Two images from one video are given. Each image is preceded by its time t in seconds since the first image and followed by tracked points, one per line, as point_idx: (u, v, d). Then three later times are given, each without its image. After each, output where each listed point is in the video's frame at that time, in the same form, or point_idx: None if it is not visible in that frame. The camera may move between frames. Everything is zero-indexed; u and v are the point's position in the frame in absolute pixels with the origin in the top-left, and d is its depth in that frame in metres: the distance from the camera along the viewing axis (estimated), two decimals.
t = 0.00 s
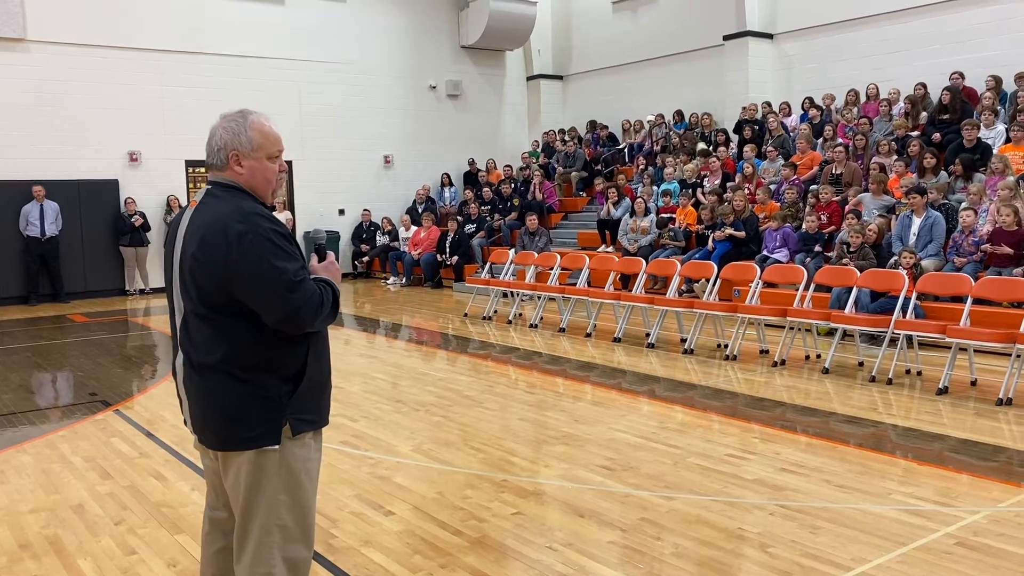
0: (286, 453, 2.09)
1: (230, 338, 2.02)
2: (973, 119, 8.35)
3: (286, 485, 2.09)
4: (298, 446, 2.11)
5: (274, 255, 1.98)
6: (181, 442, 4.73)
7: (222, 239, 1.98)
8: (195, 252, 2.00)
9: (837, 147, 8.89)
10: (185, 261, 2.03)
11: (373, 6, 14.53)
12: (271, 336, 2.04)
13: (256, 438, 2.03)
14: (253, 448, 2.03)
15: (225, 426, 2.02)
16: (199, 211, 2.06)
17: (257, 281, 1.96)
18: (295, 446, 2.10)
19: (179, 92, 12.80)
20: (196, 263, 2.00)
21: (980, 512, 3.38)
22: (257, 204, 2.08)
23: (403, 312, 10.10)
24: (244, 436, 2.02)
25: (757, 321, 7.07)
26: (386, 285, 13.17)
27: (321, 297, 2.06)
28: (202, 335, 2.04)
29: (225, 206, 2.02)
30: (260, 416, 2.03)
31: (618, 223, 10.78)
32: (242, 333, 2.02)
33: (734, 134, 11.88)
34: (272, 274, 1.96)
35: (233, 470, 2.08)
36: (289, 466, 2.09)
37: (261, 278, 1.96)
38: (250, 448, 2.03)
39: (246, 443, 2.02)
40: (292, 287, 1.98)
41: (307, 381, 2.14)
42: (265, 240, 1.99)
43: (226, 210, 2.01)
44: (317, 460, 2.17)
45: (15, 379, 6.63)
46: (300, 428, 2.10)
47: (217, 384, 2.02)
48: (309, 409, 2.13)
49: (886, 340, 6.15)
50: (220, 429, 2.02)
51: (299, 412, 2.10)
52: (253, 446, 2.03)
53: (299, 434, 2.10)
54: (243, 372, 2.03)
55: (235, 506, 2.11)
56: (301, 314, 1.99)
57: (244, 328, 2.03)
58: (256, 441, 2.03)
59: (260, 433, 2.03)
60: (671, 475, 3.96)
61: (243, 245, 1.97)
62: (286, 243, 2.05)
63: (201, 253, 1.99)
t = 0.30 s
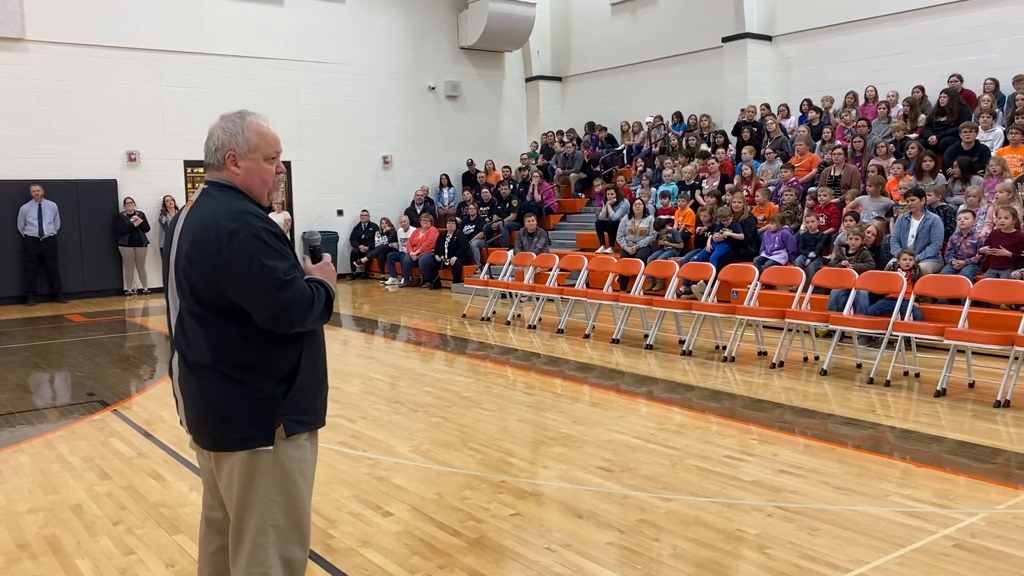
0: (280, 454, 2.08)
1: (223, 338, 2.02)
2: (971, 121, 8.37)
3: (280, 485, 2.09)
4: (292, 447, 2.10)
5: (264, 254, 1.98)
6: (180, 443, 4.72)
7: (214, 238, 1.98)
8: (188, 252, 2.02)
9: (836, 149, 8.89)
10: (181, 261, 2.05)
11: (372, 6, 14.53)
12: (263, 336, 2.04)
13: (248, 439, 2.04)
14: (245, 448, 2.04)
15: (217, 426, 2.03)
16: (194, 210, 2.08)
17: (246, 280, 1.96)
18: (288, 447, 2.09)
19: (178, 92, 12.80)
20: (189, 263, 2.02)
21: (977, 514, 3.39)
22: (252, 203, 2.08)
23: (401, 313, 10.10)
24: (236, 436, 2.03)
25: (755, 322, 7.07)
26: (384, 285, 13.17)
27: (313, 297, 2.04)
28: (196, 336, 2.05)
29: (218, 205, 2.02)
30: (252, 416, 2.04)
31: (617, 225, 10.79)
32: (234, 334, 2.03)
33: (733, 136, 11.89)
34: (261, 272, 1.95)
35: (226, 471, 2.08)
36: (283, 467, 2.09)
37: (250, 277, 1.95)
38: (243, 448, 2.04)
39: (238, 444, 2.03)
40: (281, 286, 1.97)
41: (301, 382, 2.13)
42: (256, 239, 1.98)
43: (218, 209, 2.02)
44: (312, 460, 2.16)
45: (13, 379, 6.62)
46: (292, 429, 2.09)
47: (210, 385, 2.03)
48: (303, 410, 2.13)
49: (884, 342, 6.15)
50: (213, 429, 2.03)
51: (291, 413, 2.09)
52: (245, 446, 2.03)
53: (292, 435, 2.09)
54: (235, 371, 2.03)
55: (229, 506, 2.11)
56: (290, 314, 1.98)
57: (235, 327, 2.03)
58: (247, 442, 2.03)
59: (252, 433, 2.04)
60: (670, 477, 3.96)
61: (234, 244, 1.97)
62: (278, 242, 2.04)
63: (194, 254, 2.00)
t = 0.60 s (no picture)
0: (273, 454, 2.08)
1: (219, 337, 2.02)
2: (968, 123, 8.39)
3: (274, 485, 2.09)
4: (285, 446, 2.10)
5: (259, 252, 1.97)
6: (177, 442, 4.72)
7: (210, 237, 1.98)
8: (185, 252, 2.02)
9: (833, 151, 8.92)
10: (177, 261, 2.05)
11: (370, 6, 14.53)
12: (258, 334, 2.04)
13: (243, 438, 2.03)
14: (238, 448, 2.03)
15: (212, 425, 2.02)
16: (190, 211, 2.08)
17: (242, 278, 1.95)
18: (282, 447, 2.09)
19: (176, 91, 12.79)
20: (186, 262, 2.02)
21: (974, 515, 3.39)
22: (246, 201, 2.08)
23: (399, 313, 10.09)
24: (231, 436, 2.03)
25: (753, 323, 7.07)
26: (382, 286, 13.16)
27: (309, 294, 2.04)
28: (192, 335, 2.05)
29: (213, 204, 2.03)
30: (246, 416, 2.03)
31: (615, 225, 10.80)
32: (230, 333, 2.02)
33: (730, 137, 11.90)
34: (257, 271, 1.95)
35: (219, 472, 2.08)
36: (277, 467, 2.08)
37: (246, 274, 1.95)
38: (236, 448, 2.04)
39: (232, 443, 2.03)
40: (276, 283, 1.96)
41: (296, 381, 2.12)
42: (251, 237, 1.98)
43: (214, 209, 2.02)
44: (306, 459, 2.16)
45: (10, 379, 6.61)
46: (287, 428, 2.09)
47: (206, 384, 2.03)
48: (298, 409, 2.12)
49: (881, 343, 6.16)
50: (207, 429, 2.03)
51: (286, 412, 2.09)
52: (239, 446, 2.03)
53: (286, 435, 2.09)
54: (230, 371, 2.03)
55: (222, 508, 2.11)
56: (286, 312, 1.97)
57: (231, 326, 2.03)
58: (242, 441, 2.03)
59: (246, 433, 2.03)
60: (667, 478, 3.97)
61: (229, 242, 1.97)
62: (274, 240, 2.04)
63: (190, 253, 2.00)
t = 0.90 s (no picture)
0: (275, 448, 2.08)
1: (210, 340, 2.03)
2: (965, 124, 8.40)
3: (279, 479, 2.09)
4: (287, 440, 2.10)
5: (244, 258, 1.97)
6: (173, 442, 4.71)
7: (197, 243, 1.99)
8: (174, 257, 2.03)
9: (830, 151, 8.93)
10: (167, 265, 2.06)
11: (367, 5, 14.52)
12: (249, 336, 2.03)
13: (240, 435, 2.03)
14: (238, 444, 2.03)
15: (207, 425, 2.03)
16: (179, 214, 2.08)
17: (227, 284, 1.95)
18: (283, 441, 2.09)
19: (173, 90, 12.77)
20: (175, 267, 2.03)
21: (970, 516, 3.40)
22: (234, 205, 2.07)
23: (396, 313, 10.08)
24: (227, 433, 2.02)
25: (750, 324, 7.08)
26: (378, 285, 13.14)
27: (296, 297, 2.03)
28: (184, 338, 2.06)
29: (199, 210, 2.03)
30: (243, 414, 2.03)
31: (612, 225, 10.80)
32: (220, 335, 2.02)
33: (727, 138, 11.92)
34: (242, 277, 1.95)
35: (221, 468, 2.08)
36: (280, 460, 2.08)
37: (231, 281, 1.95)
38: (237, 444, 2.03)
39: (231, 440, 2.02)
40: (261, 289, 1.95)
41: (292, 379, 2.11)
42: (236, 243, 1.97)
43: (200, 214, 2.02)
44: (309, 451, 2.16)
45: (5, 378, 6.59)
46: (287, 423, 2.08)
47: (200, 384, 2.03)
48: (297, 405, 2.11)
49: (878, 344, 6.16)
50: (205, 428, 2.03)
51: (284, 409, 2.08)
52: (238, 442, 2.03)
53: (286, 429, 2.08)
54: (223, 372, 2.03)
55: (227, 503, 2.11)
56: (272, 316, 1.96)
57: (221, 329, 2.03)
58: (240, 438, 2.03)
59: (243, 430, 2.03)
60: (664, 478, 3.97)
61: (215, 248, 1.97)
62: (259, 244, 2.03)
63: (179, 258, 2.01)
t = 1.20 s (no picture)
0: (255, 443, 2.07)
1: (190, 333, 2.03)
2: (960, 125, 8.42)
3: (265, 473, 2.08)
4: (269, 434, 2.09)
5: (223, 250, 1.97)
6: (169, 440, 4.70)
7: (180, 235, 2.00)
8: (159, 250, 2.05)
9: (826, 151, 8.95)
10: (153, 259, 2.08)
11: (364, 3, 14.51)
12: (228, 330, 2.03)
13: (219, 432, 2.03)
14: (217, 441, 2.03)
15: (187, 419, 2.03)
16: (168, 208, 2.10)
17: (205, 275, 1.96)
18: (265, 435, 2.08)
19: (170, 89, 12.75)
20: (160, 260, 2.05)
21: (965, 516, 3.41)
22: (222, 199, 2.08)
23: (393, 312, 10.08)
24: (205, 430, 2.03)
25: (745, 323, 7.09)
26: (375, 284, 13.14)
27: (275, 291, 2.02)
28: (166, 331, 2.07)
29: (186, 202, 2.04)
30: (222, 409, 2.03)
31: (609, 225, 10.80)
32: (199, 329, 2.03)
33: (724, 138, 11.94)
34: (221, 268, 1.95)
35: (204, 463, 2.08)
36: (262, 454, 2.07)
37: (209, 272, 1.95)
38: (217, 439, 2.04)
39: (210, 436, 2.03)
40: (238, 281, 1.95)
41: (273, 375, 2.10)
42: (216, 235, 1.98)
43: (186, 207, 2.03)
44: (296, 445, 2.15)
45: None
46: (267, 420, 2.07)
47: (179, 378, 2.04)
48: (278, 403, 2.10)
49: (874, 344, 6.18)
50: (185, 422, 2.04)
51: (263, 406, 2.07)
52: (217, 439, 2.03)
53: (266, 425, 2.07)
54: (202, 365, 2.03)
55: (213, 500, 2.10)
56: (248, 309, 1.96)
57: (201, 323, 2.03)
58: (219, 434, 2.03)
59: (220, 427, 2.03)
60: (661, 477, 3.98)
61: (196, 241, 1.98)
62: (241, 238, 2.03)
63: (163, 251, 2.03)
